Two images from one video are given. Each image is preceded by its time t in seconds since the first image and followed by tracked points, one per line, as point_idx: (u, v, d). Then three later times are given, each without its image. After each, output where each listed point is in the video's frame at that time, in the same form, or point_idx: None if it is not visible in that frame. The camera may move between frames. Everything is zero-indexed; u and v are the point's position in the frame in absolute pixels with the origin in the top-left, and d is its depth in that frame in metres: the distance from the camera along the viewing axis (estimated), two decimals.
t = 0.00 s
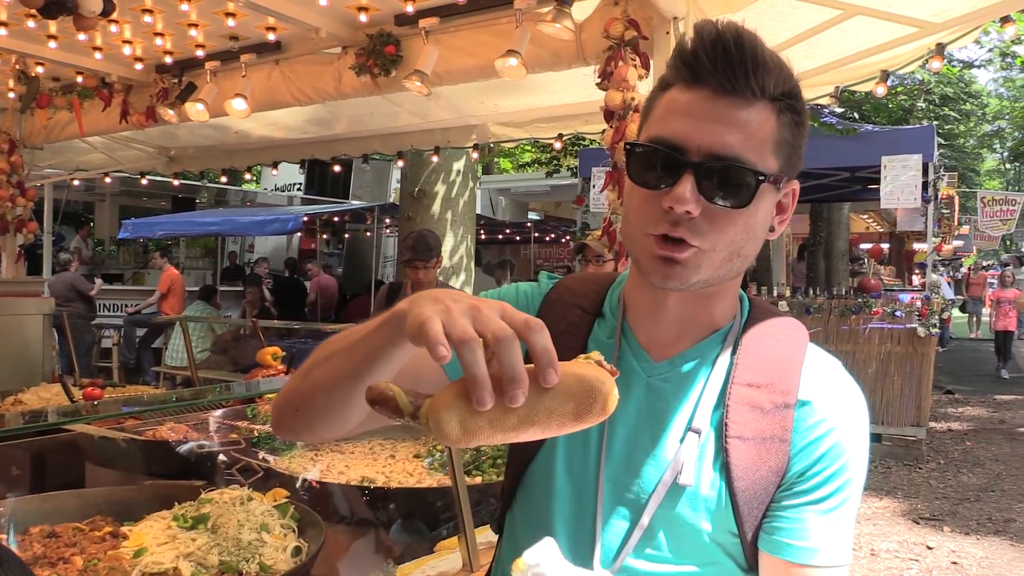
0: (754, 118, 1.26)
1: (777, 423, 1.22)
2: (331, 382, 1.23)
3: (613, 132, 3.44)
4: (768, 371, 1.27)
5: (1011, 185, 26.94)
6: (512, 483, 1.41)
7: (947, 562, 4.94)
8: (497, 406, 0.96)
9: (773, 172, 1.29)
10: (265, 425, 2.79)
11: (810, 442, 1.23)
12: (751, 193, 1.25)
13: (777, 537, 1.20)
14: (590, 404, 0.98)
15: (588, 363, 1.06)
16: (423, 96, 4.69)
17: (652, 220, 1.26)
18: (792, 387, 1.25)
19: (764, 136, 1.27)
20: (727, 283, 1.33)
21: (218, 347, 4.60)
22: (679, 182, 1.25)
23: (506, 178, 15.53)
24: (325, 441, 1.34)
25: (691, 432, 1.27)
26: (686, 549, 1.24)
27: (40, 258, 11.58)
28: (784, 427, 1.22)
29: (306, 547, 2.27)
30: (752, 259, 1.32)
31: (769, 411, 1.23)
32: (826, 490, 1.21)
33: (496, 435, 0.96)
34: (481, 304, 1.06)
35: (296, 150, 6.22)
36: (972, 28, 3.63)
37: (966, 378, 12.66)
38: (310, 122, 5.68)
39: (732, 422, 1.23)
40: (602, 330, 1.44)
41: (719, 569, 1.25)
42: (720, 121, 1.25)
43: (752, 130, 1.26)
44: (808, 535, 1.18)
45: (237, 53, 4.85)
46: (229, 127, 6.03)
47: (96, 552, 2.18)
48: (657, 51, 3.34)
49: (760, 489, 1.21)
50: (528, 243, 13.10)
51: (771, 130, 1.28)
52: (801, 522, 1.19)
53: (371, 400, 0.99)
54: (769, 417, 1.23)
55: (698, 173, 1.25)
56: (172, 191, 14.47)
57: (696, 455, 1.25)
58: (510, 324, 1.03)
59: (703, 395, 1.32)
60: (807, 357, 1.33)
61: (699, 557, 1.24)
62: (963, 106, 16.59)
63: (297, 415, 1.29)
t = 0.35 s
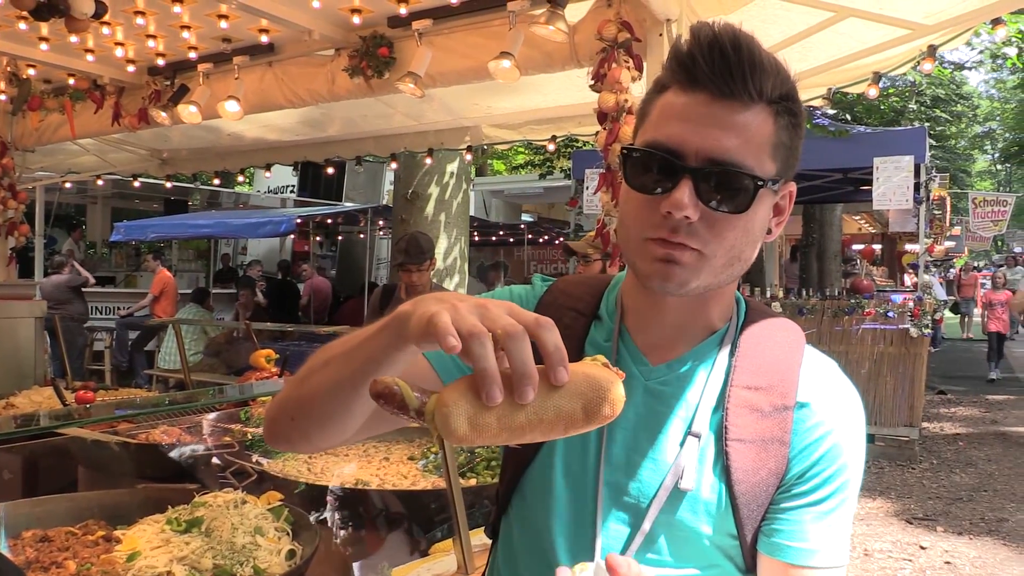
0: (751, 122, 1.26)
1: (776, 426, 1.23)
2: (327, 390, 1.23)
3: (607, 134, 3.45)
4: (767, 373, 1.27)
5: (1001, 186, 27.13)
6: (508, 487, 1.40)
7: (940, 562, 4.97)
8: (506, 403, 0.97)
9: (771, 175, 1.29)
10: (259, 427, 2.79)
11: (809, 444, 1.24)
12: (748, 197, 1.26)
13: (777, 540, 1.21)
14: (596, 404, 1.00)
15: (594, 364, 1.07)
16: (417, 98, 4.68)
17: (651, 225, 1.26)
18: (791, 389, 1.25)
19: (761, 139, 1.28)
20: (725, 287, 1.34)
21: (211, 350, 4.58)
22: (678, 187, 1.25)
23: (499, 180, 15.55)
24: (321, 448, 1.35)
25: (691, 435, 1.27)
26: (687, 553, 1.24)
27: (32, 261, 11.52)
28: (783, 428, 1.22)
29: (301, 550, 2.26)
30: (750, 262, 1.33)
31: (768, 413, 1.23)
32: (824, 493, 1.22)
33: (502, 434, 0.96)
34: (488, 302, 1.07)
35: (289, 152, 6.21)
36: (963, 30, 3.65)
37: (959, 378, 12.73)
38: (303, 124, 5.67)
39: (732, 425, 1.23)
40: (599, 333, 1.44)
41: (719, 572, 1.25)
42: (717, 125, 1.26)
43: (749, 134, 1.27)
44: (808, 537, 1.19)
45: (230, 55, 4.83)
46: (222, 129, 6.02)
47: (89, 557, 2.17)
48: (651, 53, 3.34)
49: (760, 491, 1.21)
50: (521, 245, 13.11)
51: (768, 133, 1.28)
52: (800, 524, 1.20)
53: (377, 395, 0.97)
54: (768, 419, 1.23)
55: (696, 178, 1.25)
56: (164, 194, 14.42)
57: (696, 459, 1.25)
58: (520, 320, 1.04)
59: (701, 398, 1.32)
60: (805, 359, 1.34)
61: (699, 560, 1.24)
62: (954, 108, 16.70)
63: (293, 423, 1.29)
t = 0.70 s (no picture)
0: (744, 119, 1.27)
1: (775, 428, 1.23)
2: (332, 399, 1.23)
3: (606, 136, 3.46)
4: (766, 376, 1.27)
5: (996, 190, 27.23)
6: (509, 489, 1.40)
7: (936, 565, 4.98)
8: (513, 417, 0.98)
9: (765, 172, 1.29)
10: (255, 428, 2.77)
11: (808, 446, 1.24)
12: (741, 194, 1.26)
13: (774, 542, 1.20)
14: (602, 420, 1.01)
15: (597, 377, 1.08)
16: (415, 99, 4.68)
17: (644, 223, 1.26)
18: (791, 392, 1.25)
19: (754, 137, 1.28)
20: (721, 288, 1.33)
21: (207, 350, 4.58)
22: (669, 183, 1.25)
23: (497, 181, 15.55)
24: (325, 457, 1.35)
25: (691, 439, 1.27)
26: (687, 558, 1.24)
27: (28, 260, 11.48)
28: (782, 432, 1.22)
29: (298, 552, 2.27)
30: (745, 262, 1.32)
31: (768, 416, 1.23)
32: (822, 495, 1.22)
33: (507, 445, 0.98)
34: (497, 313, 1.07)
35: (287, 153, 6.20)
36: (962, 34, 3.66)
37: (955, 382, 12.78)
38: (300, 125, 5.66)
39: (731, 428, 1.23)
40: (599, 336, 1.45)
41: None
42: (710, 122, 1.26)
43: (742, 131, 1.27)
44: (803, 539, 1.19)
45: (228, 55, 4.83)
46: (220, 128, 6.00)
47: (85, 557, 2.16)
48: (651, 56, 3.34)
49: (758, 494, 1.21)
50: (519, 246, 13.11)
51: (761, 131, 1.29)
52: (798, 526, 1.20)
53: (384, 402, 0.98)
54: (767, 422, 1.23)
55: (688, 173, 1.25)
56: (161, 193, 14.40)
57: (696, 462, 1.25)
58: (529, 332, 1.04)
59: (701, 401, 1.32)
60: (806, 361, 1.34)
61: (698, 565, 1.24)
62: (951, 112, 16.76)
63: (296, 432, 1.30)
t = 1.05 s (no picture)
0: (718, 103, 1.29)
1: (772, 428, 1.22)
2: (349, 425, 1.23)
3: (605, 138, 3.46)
4: (765, 376, 1.27)
5: (994, 191, 27.25)
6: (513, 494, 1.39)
7: (937, 566, 4.98)
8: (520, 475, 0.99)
9: (743, 157, 1.29)
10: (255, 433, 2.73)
11: (807, 445, 1.24)
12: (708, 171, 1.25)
13: (774, 541, 1.20)
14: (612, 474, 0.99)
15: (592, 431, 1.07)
16: (414, 102, 4.68)
17: (620, 205, 1.29)
18: (789, 391, 1.25)
19: (731, 122, 1.29)
20: (707, 278, 1.32)
21: (207, 355, 4.57)
22: (641, 163, 1.28)
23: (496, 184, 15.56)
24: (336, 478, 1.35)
25: (689, 440, 1.26)
26: (687, 560, 1.24)
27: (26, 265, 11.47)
28: (780, 432, 1.22)
29: (299, 557, 2.30)
30: (731, 252, 1.30)
31: (766, 416, 1.23)
32: (823, 493, 1.22)
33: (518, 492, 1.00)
34: (515, 359, 1.06)
35: (285, 157, 6.20)
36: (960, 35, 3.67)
37: (954, 382, 12.78)
38: (298, 129, 5.66)
39: (729, 428, 1.23)
40: (600, 339, 1.44)
41: None
42: (683, 107, 1.29)
43: (717, 117, 1.28)
44: (801, 537, 1.18)
45: (226, 59, 4.82)
46: (218, 132, 6.00)
47: (86, 563, 2.15)
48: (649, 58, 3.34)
49: (756, 494, 1.21)
50: (518, 249, 13.10)
51: (738, 116, 1.29)
52: (796, 524, 1.19)
53: (402, 446, 1.09)
54: (765, 421, 1.23)
55: (660, 153, 1.26)
56: (160, 198, 14.43)
57: (695, 463, 1.24)
58: (544, 390, 1.04)
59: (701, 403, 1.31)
60: (806, 361, 1.33)
61: (699, 566, 1.23)
62: (948, 112, 16.80)
63: (310, 455, 1.29)
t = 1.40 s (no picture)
0: (711, 95, 1.29)
1: (778, 425, 1.22)
2: (357, 432, 1.23)
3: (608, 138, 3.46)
4: (772, 373, 1.26)
5: (996, 191, 27.21)
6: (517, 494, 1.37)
7: (942, 567, 4.96)
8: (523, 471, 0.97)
9: (739, 149, 1.28)
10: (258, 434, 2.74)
11: (816, 443, 1.22)
12: (701, 163, 1.25)
13: (785, 542, 1.19)
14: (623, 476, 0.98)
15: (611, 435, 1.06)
16: (417, 103, 4.68)
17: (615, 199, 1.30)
18: (797, 388, 1.24)
19: (725, 112, 1.29)
20: (706, 276, 1.30)
21: (210, 356, 4.58)
22: (635, 157, 1.29)
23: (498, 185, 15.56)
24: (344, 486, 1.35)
25: (695, 439, 1.26)
26: (695, 559, 1.23)
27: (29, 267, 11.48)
28: (788, 429, 1.22)
29: (304, 558, 2.31)
30: (730, 246, 1.28)
31: (773, 413, 1.22)
32: (832, 491, 1.21)
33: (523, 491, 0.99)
34: (518, 360, 1.05)
35: (288, 158, 6.21)
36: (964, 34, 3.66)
37: (958, 383, 12.75)
38: (301, 130, 5.66)
39: (735, 426, 1.23)
40: (603, 338, 1.44)
41: None
42: (677, 99, 1.31)
43: (710, 107, 1.29)
44: (812, 537, 1.17)
45: (229, 61, 4.83)
46: (221, 134, 6.01)
47: (90, 565, 2.15)
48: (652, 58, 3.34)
49: (765, 493, 1.20)
50: (520, 250, 13.10)
51: (733, 107, 1.29)
52: (808, 524, 1.18)
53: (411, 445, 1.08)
54: (773, 419, 1.22)
55: (652, 146, 1.27)
56: (163, 200, 14.46)
57: (701, 462, 1.24)
58: (543, 388, 1.02)
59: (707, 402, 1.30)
60: (813, 356, 1.32)
61: (707, 567, 1.23)
62: (950, 112, 16.79)
63: (319, 464, 1.29)
